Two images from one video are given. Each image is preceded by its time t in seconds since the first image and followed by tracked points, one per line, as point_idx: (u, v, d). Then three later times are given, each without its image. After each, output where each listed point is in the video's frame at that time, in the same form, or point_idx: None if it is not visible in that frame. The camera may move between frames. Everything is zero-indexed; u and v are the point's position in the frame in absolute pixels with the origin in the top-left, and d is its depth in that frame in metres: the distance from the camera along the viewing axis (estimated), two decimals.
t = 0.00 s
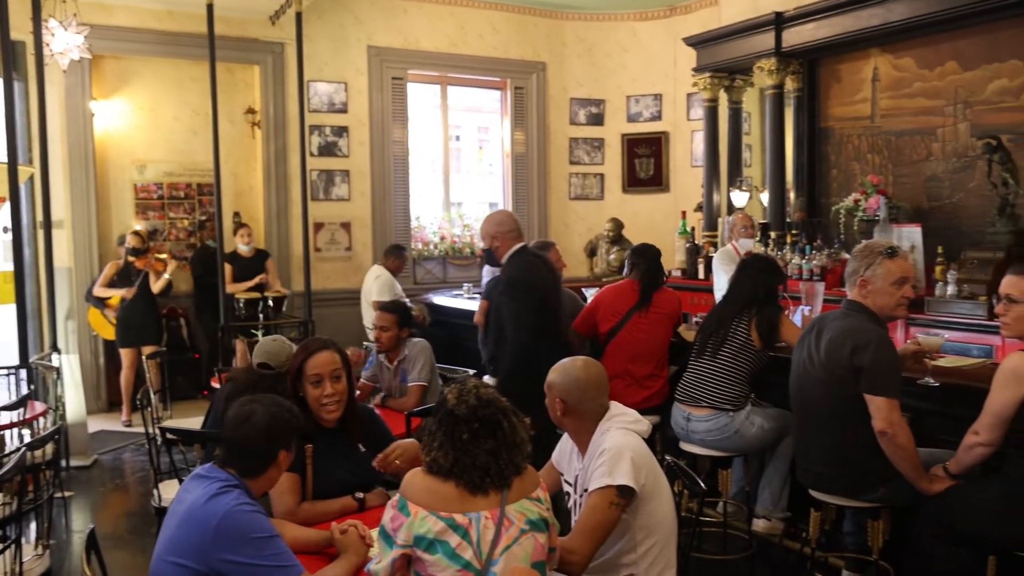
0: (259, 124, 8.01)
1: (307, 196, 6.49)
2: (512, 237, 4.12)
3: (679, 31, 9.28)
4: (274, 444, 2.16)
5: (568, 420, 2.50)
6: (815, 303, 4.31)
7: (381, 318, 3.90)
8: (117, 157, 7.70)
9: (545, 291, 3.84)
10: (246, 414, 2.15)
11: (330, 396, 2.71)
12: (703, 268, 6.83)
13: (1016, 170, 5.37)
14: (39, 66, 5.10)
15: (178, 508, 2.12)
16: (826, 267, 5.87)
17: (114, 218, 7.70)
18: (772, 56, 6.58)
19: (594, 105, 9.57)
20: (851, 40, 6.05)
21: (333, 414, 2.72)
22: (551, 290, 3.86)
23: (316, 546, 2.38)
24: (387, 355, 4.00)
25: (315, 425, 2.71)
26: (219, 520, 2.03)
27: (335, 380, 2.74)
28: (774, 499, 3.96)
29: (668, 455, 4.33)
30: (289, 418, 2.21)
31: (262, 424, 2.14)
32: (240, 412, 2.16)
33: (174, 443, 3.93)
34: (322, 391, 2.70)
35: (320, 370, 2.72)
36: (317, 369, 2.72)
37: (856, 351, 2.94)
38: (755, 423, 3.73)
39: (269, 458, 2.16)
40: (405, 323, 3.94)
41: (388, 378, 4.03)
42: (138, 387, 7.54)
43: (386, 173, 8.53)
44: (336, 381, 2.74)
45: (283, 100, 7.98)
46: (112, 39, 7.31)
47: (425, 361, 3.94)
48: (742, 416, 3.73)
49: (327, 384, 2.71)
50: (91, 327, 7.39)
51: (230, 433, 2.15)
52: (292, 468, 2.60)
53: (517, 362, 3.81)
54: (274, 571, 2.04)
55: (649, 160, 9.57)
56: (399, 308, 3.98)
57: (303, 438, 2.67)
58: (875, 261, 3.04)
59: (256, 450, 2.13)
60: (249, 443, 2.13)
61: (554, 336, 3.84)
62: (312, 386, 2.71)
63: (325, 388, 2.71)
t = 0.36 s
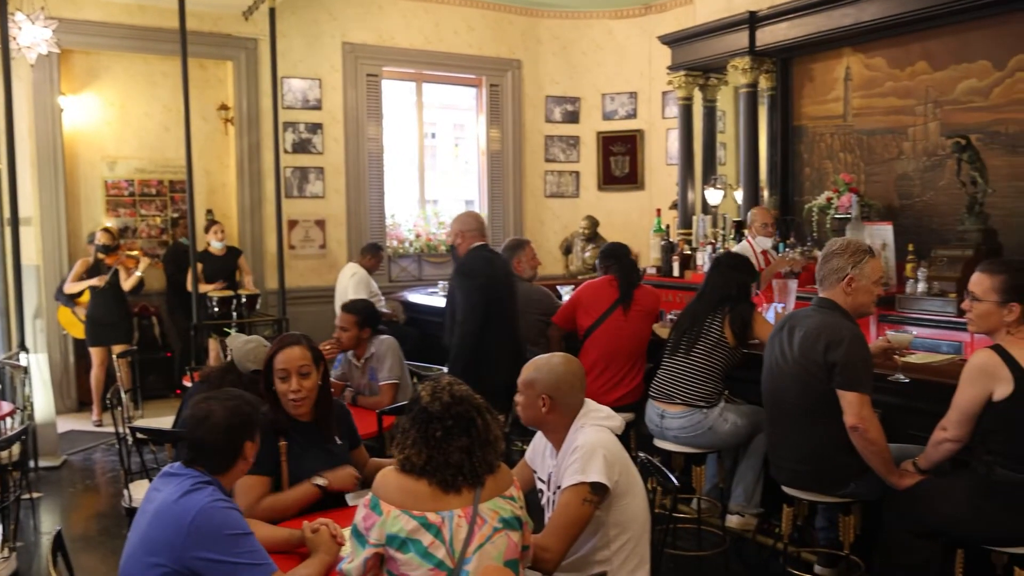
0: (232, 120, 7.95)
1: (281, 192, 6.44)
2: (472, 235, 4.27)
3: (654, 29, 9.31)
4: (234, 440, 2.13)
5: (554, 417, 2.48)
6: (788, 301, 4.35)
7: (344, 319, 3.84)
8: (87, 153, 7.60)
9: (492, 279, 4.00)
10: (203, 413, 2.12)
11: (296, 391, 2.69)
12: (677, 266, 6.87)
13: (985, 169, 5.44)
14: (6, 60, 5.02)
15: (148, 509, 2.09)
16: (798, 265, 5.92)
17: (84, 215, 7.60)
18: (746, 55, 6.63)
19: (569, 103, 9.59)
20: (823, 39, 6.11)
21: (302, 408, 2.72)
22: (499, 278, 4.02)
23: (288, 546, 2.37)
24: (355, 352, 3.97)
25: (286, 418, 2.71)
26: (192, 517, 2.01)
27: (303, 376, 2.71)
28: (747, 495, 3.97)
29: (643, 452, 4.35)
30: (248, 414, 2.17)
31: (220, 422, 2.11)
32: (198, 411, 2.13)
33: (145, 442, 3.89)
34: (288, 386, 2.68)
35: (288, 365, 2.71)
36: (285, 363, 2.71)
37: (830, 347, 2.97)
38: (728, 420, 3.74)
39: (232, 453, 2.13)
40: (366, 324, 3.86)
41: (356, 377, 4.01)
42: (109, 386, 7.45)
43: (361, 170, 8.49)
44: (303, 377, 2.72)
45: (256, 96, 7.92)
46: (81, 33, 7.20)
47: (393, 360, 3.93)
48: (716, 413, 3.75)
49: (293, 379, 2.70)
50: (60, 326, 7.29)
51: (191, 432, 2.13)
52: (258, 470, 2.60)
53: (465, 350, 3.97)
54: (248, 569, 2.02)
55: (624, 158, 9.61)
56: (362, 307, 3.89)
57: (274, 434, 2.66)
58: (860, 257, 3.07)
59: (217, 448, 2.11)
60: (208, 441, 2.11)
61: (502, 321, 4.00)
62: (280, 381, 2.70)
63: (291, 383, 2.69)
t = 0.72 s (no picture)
0: (208, 117, 7.89)
1: (257, 190, 6.40)
2: (432, 229, 4.87)
3: (632, 27, 9.33)
4: (213, 443, 2.13)
5: (545, 414, 2.47)
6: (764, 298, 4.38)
7: (313, 315, 3.87)
8: (61, 150, 7.51)
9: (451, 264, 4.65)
10: (183, 412, 2.11)
11: (271, 387, 2.67)
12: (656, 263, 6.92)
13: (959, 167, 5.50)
14: None
15: (116, 509, 2.06)
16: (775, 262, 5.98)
17: (57, 213, 7.51)
18: (723, 53, 6.66)
19: (548, 101, 9.59)
20: (799, 38, 6.15)
21: (273, 403, 2.70)
22: (457, 263, 4.65)
23: (262, 545, 2.35)
24: (325, 350, 3.97)
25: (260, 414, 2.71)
26: (162, 519, 1.99)
27: (277, 372, 2.69)
28: (724, 491, 4.01)
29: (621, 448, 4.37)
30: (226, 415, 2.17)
31: (201, 422, 2.11)
32: (176, 410, 2.12)
33: (118, 442, 3.86)
34: (262, 381, 2.67)
35: (262, 360, 2.68)
36: (260, 358, 2.69)
37: (811, 344, 2.98)
38: (705, 417, 3.78)
39: (206, 455, 2.12)
40: (336, 321, 3.89)
41: (328, 374, 3.99)
42: (83, 385, 7.37)
43: (339, 167, 8.45)
44: (278, 372, 2.70)
45: (233, 93, 7.85)
46: (53, 28, 7.11)
47: (361, 360, 3.89)
48: (693, 410, 3.78)
49: (268, 375, 2.68)
50: (34, 326, 7.20)
51: (165, 432, 2.11)
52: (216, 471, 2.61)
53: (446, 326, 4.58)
54: (218, 571, 2.02)
55: (602, 156, 9.63)
56: (333, 305, 3.90)
57: (241, 429, 2.67)
58: (851, 255, 3.09)
59: (195, 449, 2.10)
60: (186, 441, 2.09)
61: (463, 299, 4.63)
62: (253, 376, 2.68)
63: (267, 378, 2.67)
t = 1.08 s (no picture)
0: (185, 113, 7.83)
1: (235, 186, 6.35)
2: (370, 230, 5.24)
3: (611, 25, 9.35)
4: (181, 438, 2.11)
5: (528, 411, 2.48)
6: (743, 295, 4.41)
7: (294, 310, 3.87)
8: (34, 146, 7.43)
9: (387, 258, 5.00)
10: (145, 413, 2.09)
11: (265, 400, 2.64)
12: (635, 260, 6.96)
13: (934, 165, 5.55)
14: None
15: (91, 510, 2.05)
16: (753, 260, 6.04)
17: (30, 210, 7.43)
18: (702, 51, 6.69)
19: (527, 98, 9.58)
20: (777, 36, 6.19)
21: (265, 416, 2.66)
22: (392, 258, 5.02)
23: (239, 544, 2.34)
24: (302, 348, 3.95)
25: (249, 427, 2.66)
26: (140, 517, 1.97)
27: (275, 387, 2.66)
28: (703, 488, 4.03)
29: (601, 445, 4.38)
30: (192, 410, 2.15)
31: (164, 421, 2.09)
32: (138, 412, 2.10)
33: (92, 442, 3.82)
34: (257, 394, 2.63)
35: (260, 374, 2.65)
36: (257, 371, 2.66)
37: (793, 340, 3.00)
38: (684, 413, 3.79)
39: (177, 452, 2.10)
40: (315, 318, 3.88)
41: (303, 373, 3.96)
42: (57, 384, 7.29)
43: (317, 165, 8.41)
44: (274, 387, 2.67)
45: (210, 90, 7.79)
46: (26, 23, 7.02)
47: (338, 357, 3.89)
48: (671, 407, 3.79)
49: (264, 388, 2.64)
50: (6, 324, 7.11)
51: (131, 434, 2.09)
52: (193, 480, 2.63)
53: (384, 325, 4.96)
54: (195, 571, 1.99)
55: (582, 154, 9.63)
56: (312, 301, 3.91)
57: (233, 441, 2.64)
58: (834, 258, 3.14)
59: (164, 448, 2.08)
60: (151, 441, 2.07)
61: (400, 291, 4.98)
62: (249, 387, 2.64)
63: (261, 392, 2.64)
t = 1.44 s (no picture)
0: (155, 110, 7.75)
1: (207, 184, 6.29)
2: (319, 228, 5.46)
3: (586, 23, 9.36)
4: (164, 442, 2.12)
5: (500, 409, 2.48)
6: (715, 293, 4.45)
7: (267, 308, 3.87)
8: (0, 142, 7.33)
9: (321, 260, 5.24)
10: (133, 411, 2.11)
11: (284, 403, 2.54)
12: (609, 259, 6.99)
13: (903, 164, 5.63)
14: None
15: (55, 509, 2.03)
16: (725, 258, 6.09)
17: None
18: (676, 50, 6.72)
19: (502, 96, 9.58)
20: (748, 36, 6.24)
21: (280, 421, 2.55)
22: (326, 260, 5.25)
23: (209, 546, 2.32)
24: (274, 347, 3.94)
25: (254, 430, 2.52)
26: (100, 521, 1.95)
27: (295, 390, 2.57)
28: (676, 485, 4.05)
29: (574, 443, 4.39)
30: (177, 416, 2.17)
31: (150, 421, 2.10)
32: (126, 409, 2.12)
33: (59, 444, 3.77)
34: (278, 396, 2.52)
35: (284, 374, 2.54)
36: (280, 372, 2.55)
37: (768, 337, 3.04)
38: (656, 411, 3.82)
39: (157, 456, 2.11)
40: (287, 318, 3.87)
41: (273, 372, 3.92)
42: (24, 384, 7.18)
43: (291, 163, 8.35)
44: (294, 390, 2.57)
45: (181, 86, 7.71)
46: None
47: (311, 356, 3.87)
48: (644, 404, 3.82)
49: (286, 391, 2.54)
50: None
51: (113, 431, 2.09)
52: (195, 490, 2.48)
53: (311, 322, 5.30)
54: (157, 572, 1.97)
55: (557, 152, 9.64)
56: (287, 300, 3.92)
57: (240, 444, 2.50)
58: (806, 257, 3.17)
59: (145, 448, 2.08)
60: (135, 441, 2.07)
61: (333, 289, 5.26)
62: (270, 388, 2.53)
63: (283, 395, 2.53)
